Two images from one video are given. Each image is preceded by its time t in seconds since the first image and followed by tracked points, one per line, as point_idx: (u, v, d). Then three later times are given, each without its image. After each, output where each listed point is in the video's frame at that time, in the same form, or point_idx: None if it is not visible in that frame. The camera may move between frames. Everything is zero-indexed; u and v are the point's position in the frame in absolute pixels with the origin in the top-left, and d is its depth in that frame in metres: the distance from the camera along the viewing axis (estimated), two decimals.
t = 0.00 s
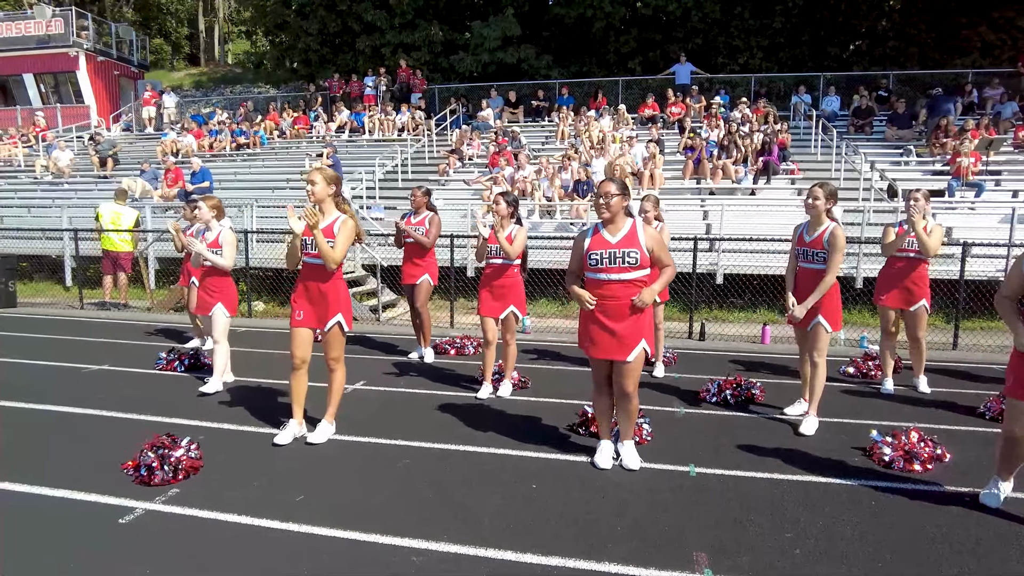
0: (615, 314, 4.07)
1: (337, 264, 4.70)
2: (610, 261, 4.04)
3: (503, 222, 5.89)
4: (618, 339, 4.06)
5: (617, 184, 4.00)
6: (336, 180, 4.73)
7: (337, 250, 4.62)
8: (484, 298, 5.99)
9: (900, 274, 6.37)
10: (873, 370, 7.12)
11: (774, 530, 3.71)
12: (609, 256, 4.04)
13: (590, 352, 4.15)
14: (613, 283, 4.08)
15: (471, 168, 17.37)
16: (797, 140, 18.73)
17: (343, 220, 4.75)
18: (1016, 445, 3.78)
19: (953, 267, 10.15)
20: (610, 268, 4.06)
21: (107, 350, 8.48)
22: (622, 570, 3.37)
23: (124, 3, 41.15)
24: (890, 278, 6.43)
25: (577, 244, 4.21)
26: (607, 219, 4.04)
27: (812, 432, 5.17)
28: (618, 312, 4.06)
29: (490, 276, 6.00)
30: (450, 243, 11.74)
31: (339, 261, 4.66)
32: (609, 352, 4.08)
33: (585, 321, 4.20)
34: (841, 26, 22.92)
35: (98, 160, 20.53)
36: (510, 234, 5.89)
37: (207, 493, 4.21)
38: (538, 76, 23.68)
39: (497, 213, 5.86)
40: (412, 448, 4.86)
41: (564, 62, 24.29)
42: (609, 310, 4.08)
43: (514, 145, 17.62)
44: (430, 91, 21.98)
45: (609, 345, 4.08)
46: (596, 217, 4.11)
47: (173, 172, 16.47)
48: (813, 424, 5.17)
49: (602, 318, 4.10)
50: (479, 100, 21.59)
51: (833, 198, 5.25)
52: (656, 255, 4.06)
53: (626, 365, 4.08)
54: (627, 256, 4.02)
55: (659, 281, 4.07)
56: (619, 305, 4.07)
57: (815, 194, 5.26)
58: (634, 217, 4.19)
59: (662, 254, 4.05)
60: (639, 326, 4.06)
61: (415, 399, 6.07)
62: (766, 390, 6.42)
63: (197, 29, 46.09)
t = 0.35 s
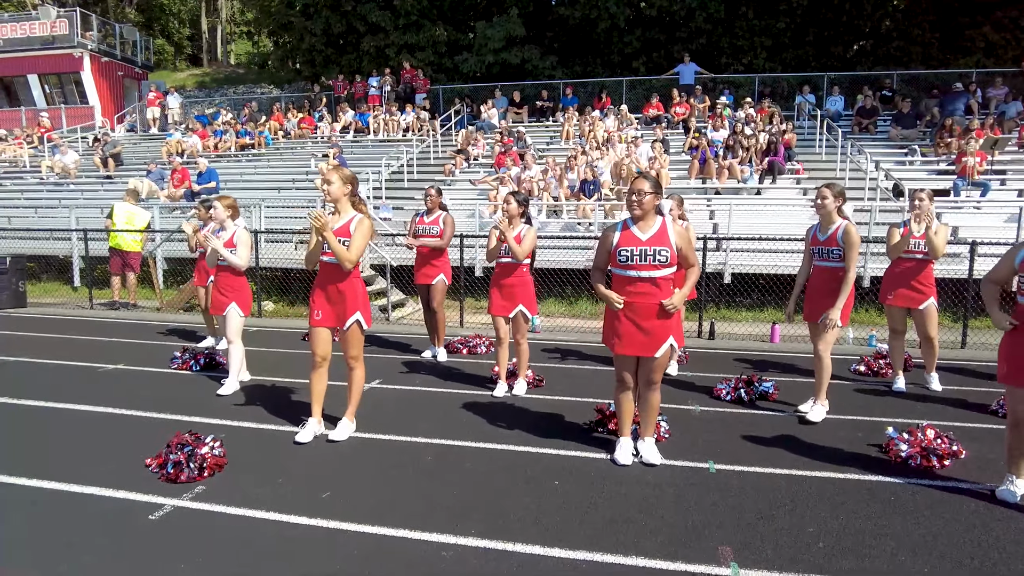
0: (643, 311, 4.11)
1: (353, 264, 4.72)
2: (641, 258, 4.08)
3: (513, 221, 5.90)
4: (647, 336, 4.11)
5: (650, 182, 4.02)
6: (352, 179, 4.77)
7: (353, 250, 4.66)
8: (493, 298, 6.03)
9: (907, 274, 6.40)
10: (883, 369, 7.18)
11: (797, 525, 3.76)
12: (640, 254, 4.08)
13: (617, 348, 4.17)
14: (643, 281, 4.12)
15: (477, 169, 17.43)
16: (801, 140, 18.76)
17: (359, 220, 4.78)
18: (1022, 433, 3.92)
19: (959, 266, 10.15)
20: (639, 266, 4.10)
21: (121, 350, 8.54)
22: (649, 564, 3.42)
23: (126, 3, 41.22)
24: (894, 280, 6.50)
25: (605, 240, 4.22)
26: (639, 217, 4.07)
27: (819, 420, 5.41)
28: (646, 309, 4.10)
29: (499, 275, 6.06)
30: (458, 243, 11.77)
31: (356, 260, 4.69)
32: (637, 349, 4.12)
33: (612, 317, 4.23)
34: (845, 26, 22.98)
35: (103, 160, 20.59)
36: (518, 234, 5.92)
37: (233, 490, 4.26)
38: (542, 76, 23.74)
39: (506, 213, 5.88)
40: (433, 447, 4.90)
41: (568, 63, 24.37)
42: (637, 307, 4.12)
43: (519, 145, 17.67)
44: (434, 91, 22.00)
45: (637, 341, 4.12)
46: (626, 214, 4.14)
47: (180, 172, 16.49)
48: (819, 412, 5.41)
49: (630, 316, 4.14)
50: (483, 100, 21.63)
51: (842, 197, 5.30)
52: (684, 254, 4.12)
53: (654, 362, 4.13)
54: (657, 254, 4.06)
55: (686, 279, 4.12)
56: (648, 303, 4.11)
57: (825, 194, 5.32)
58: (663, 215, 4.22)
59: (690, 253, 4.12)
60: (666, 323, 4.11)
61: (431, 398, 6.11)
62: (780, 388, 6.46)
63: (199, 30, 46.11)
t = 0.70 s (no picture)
0: (644, 306, 4.21)
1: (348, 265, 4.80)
2: (642, 255, 4.18)
3: (508, 218, 6.01)
4: (647, 331, 4.20)
5: (651, 181, 4.11)
6: (343, 180, 4.85)
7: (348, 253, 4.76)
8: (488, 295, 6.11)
9: (902, 269, 6.50)
10: (879, 363, 7.29)
11: (792, 513, 3.88)
12: (643, 251, 4.18)
13: (617, 341, 4.27)
14: (644, 277, 4.21)
15: (477, 166, 17.52)
16: (799, 137, 18.85)
17: (353, 218, 4.88)
18: (1005, 416, 4.16)
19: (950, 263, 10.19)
20: (641, 262, 4.19)
21: (128, 347, 8.65)
22: (647, 550, 3.54)
23: (125, 2, 41.20)
24: (890, 273, 6.58)
25: (607, 236, 4.31)
26: (641, 215, 4.16)
27: (816, 410, 5.58)
28: (647, 304, 4.20)
29: (496, 274, 6.13)
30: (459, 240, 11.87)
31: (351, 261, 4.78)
32: (637, 342, 4.22)
33: (614, 311, 4.32)
34: (843, 23, 23.05)
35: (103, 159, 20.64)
36: (516, 232, 6.02)
37: (243, 482, 4.38)
38: (541, 73, 23.82)
39: (502, 210, 6.00)
40: (437, 439, 5.02)
41: (567, 60, 24.44)
42: (639, 302, 4.22)
43: (519, 143, 17.75)
44: (434, 88, 22.06)
45: (638, 335, 4.22)
46: (628, 212, 4.23)
47: (181, 171, 16.57)
48: (817, 403, 5.58)
49: (631, 310, 4.24)
50: (483, 98, 21.70)
51: (841, 193, 5.40)
52: (685, 250, 4.21)
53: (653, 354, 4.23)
54: (658, 251, 4.16)
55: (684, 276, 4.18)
56: (648, 298, 4.21)
57: (825, 189, 5.40)
58: (663, 213, 4.31)
59: (692, 251, 4.21)
60: (666, 317, 4.21)
61: (434, 393, 6.22)
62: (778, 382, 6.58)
63: (198, 28, 46.08)
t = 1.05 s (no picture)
0: (612, 294, 4.40)
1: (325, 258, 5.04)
2: (610, 245, 4.37)
3: (489, 210, 6.30)
4: (614, 317, 4.39)
5: (619, 175, 4.29)
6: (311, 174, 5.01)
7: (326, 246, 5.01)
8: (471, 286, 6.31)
9: (869, 257, 6.73)
10: (851, 349, 7.53)
11: (751, 488, 4.11)
12: (610, 242, 4.37)
13: (587, 327, 4.47)
14: (612, 265, 4.41)
15: (465, 160, 17.65)
16: (784, 128, 19.06)
17: (319, 213, 5.06)
18: (955, 395, 4.40)
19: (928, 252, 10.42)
20: (608, 252, 4.39)
21: (119, 341, 8.80)
22: (612, 522, 3.77)
23: None
24: (856, 262, 6.83)
25: (578, 228, 4.51)
26: (610, 207, 4.35)
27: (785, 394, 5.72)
28: (615, 292, 4.39)
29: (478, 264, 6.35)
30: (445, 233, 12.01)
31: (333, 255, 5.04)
32: (604, 328, 4.41)
33: (584, 298, 4.53)
34: (829, 15, 23.25)
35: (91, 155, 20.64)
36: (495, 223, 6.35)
37: (232, 466, 4.58)
38: (529, 66, 23.91)
39: (482, 202, 6.26)
40: (418, 425, 5.22)
41: (555, 53, 24.53)
42: (607, 290, 4.41)
43: (506, 136, 17.88)
44: (422, 82, 22.12)
45: (606, 321, 4.41)
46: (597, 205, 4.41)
47: (171, 166, 16.60)
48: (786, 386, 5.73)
49: (600, 297, 4.43)
50: (471, 91, 21.77)
51: (811, 184, 5.61)
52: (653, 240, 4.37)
53: (620, 340, 4.42)
54: (625, 241, 4.34)
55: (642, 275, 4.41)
56: (615, 286, 4.40)
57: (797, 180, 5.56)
58: (632, 204, 4.49)
59: (660, 242, 4.38)
60: (633, 305, 4.39)
61: (418, 381, 6.42)
62: (751, 368, 6.80)
63: (186, 22, 45.75)
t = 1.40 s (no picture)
0: (565, 285, 4.61)
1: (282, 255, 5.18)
2: (561, 239, 4.59)
3: (454, 205, 6.46)
4: (567, 308, 4.61)
5: (569, 171, 4.48)
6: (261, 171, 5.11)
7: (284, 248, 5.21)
8: (437, 278, 6.48)
9: (817, 248, 7.03)
10: (802, 335, 7.89)
11: (696, 466, 4.39)
12: (562, 236, 4.59)
13: (543, 318, 4.69)
14: (564, 258, 4.63)
15: (434, 153, 17.73)
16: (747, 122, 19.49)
17: (273, 208, 5.19)
18: (889, 374, 4.72)
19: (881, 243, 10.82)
20: (560, 246, 4.61)
21: (83, 337, 8.77)
22: (564, 498, 4.02)
23: None
24: (805, 254, 7.12)
25: (532, 223, 4.72)
26: (562, 202, 4.56)
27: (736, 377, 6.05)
28: (568, 284, 4.60)
29: (443, 257, 6.49)
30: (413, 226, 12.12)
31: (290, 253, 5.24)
32: (559, 318, 4.64)
33: (539, 291, 4.74)
34: (791, 11, 23.76)
35: (51, 149, 20.21)
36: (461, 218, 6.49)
37: (201, 456, 4.73)
38: (498, 60, 24.01)
39: (447, 196, 6.43)
40: (383, 414, 5.40)
41: (524, 46, 24.64)
42: (560, 282, 4.63)
43: (475, 129, 17.98)
44: (391, 75, 22.08)
45: (560, 311, 4.63)
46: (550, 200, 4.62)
47: (135, 160, 16.40)
48: (736, 371, 6.04)
49: (554, 289, 4.65)
50: (440, 84, 21.78)
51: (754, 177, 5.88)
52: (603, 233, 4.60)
53: (574, 329, 4.65)
54: (575, 235, 4.57)
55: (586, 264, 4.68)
56: (568, 278, 4.61)
57: (740, 173, 5.82)
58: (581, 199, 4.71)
59: (610, 235, 4.60)
60: (584, 296, 4.60)
61: (384, 371, 6.58)
62: (706, 355, 7.10)
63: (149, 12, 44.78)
